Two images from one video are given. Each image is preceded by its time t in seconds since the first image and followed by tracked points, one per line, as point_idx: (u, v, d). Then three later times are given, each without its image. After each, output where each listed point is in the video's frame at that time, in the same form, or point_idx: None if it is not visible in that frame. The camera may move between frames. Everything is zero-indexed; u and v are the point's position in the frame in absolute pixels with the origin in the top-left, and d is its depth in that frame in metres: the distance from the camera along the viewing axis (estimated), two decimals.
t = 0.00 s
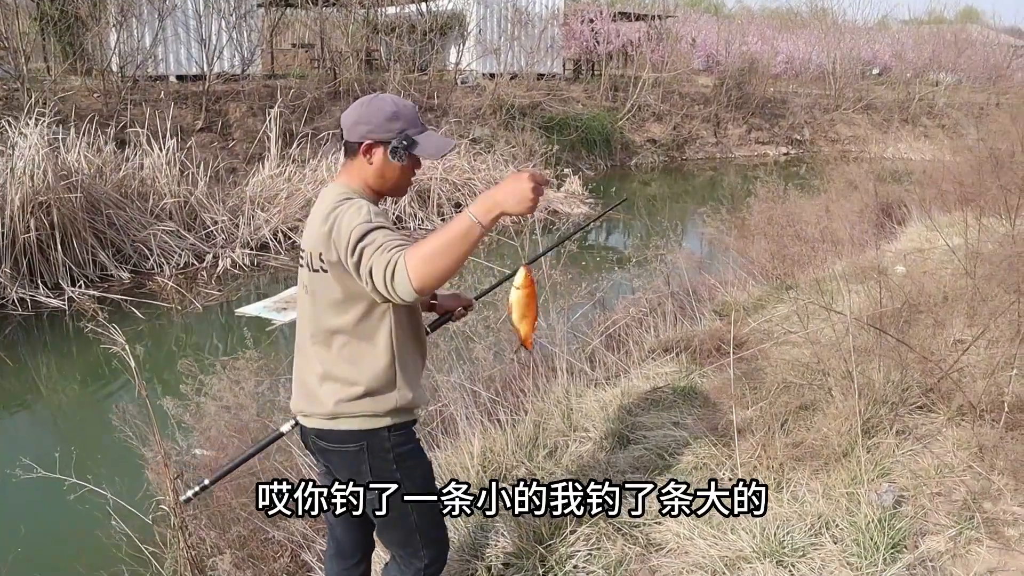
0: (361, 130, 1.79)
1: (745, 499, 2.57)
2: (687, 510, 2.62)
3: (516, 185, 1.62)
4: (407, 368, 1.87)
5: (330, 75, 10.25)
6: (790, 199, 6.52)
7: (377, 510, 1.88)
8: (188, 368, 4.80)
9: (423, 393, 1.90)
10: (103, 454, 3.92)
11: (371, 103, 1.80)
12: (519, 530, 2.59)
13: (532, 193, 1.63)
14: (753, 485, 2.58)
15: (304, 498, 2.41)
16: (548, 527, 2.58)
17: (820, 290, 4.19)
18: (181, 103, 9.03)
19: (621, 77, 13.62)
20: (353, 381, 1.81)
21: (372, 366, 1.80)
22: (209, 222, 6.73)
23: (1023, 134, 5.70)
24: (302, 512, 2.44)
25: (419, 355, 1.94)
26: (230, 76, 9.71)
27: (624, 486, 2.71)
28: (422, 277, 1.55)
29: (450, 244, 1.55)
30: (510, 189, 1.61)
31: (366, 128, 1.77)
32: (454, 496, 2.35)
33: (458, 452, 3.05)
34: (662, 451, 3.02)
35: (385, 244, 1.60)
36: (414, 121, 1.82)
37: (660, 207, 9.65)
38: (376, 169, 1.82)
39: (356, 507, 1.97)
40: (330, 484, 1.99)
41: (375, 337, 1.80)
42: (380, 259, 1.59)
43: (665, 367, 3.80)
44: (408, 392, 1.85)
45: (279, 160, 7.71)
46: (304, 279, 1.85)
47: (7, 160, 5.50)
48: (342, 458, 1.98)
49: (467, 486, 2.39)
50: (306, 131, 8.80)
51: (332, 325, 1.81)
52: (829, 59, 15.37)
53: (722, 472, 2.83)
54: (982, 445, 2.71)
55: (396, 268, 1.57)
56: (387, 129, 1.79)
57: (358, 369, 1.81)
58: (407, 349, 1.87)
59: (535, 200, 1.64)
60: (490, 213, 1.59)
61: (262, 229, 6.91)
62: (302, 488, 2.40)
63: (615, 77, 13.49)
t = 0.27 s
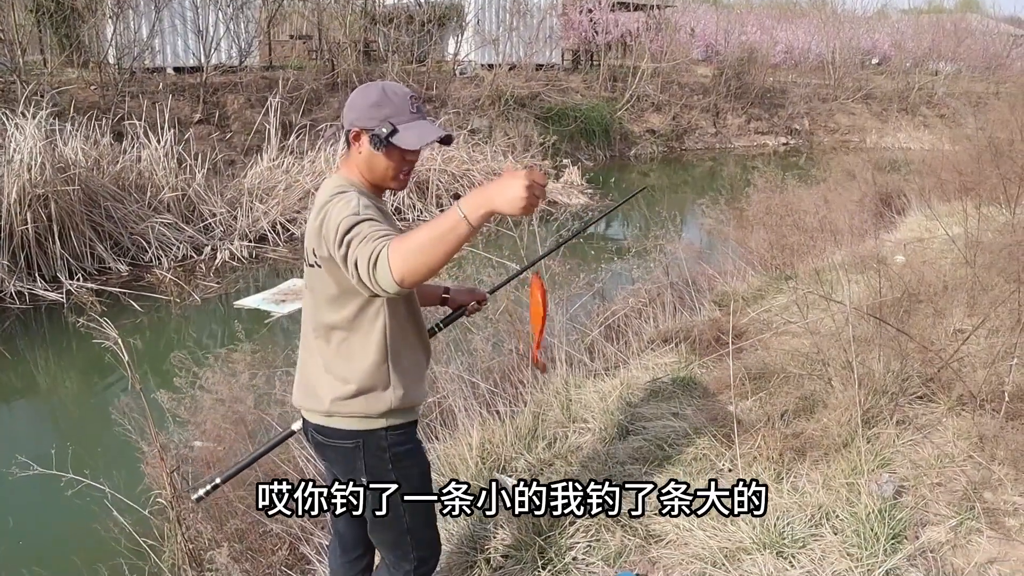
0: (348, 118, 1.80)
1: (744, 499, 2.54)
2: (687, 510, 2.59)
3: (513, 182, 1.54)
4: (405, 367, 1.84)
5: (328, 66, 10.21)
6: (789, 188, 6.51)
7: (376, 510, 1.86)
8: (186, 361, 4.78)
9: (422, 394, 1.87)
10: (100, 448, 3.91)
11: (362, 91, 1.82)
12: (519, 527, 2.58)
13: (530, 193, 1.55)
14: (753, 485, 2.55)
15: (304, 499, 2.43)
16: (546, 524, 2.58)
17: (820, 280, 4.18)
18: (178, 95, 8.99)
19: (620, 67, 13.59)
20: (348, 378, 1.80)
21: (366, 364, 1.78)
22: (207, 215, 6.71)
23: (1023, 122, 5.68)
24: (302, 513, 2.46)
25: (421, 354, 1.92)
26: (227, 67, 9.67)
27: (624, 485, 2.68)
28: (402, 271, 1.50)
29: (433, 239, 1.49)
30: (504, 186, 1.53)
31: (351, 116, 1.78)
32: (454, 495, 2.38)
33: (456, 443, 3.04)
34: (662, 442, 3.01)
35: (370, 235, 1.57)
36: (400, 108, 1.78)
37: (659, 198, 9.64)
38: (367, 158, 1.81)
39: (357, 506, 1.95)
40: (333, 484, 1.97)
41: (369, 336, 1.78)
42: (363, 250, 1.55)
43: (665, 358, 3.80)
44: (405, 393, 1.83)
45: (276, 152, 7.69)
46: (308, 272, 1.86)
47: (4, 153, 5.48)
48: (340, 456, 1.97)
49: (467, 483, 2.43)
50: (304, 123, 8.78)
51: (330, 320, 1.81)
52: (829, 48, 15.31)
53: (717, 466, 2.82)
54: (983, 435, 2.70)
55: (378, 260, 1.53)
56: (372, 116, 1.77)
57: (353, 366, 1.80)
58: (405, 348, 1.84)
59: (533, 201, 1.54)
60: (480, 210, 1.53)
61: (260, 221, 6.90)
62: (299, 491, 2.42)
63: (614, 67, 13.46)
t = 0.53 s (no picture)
0: (370, 114, 1.74)
1: (744, 499, 2.50)
2: (688, 511, 2.56)
3: (509, 191, 1.53)
4: (404, 372, 1.82)
5: (327, 59, 10.19)
6: (789, 180, 6.50)
7: (377, 510, 1.87)
8: (185, 356, 4.77)
9: (420, 400, 1.86)
10: (97, 444, 3.90)
11: (378, 83, 1.76)
12: (518, 525, 2.57)
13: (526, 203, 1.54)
14: (754, 485, 2.51)
15: (302, 497, 2.44)
16: (546, 521, 2.57)
17: (820, 273, 4.18)
18: (177, 89, 8.98)
19: (620, 59, 13.55)
20: (346, 381, 1.79)
21: (364, 368, 1.76)
22: (206, 209, 6.70)
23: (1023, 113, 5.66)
24: (301, 512, 2.48)
25: (423, 358, 1.90)
26: (226, 60, 9.65)
27: (623, 485, 2.66)
28: (396, 282, 1.47)
29: (429, 249, 1.47)
30: (501, 197, 1.52)
31: (376, 112, 1.73)
32: (451, 495, 2.39)
33: (455, 438, 3.04)
34: (661, 436, 3.01)
35: (366, 243, 1.54)
36: (423, 100, 1.77)
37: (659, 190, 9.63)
38: (387, 155, 1.79)
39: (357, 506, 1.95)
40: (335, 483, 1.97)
41: (367, 340, 1.76)
42: (358, 258, 1.53)
43: (664, 351, 3.79)
44: (403, 399, 1.81)
45: (276, 146, 7.68)
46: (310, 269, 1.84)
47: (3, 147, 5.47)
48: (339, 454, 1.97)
49: (465, 483, 2.43)
50: (303, 116, 8.76)
51: (329, 320, 1.79)
52: (829, 39, 15.23)
53: (715, 461, 2.82)
54: (984, 429, 2.70)
55: (372, 269, 1.51)
56: (396, 111, 1.74)
57: (351, 369, 1.78)
58: (405, 353, 1.82)
59: (529, 211, 1.54)
60: (476, 220, 1.51)
61: (259, 216, 6.90)
62: (298, 491, 2.44)
63: (614, 59, 13.43)
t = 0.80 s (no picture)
0: (388, 113, 1.72)
1: (744, 499, 2.50)
2: (688, 511, 2.56)
3: (512, 188, 1.53)
4: (404, 374, 1.81)
5: (330, 56, 10.19)
6: (793, 176, 6.47)
7: (377, 510, 1.86)
8: (189, 355, 4.77)
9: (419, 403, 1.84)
10: (99, 443, 3.90)
11: (393, 79, 1.73)
12: (519, 525, 2.57)
13: (530, 200, 1.54)
14: (753, 485, 2.51)
15: (302, 496, 2.45)
16: (547, 521, 2.58)
17: (825, 270, 4.16)
18: (181, 87, 8.99)
19: (624, 55, 13.51)
20: (346, 381, 1.78)
21: (363, 370, 1.75)
22: (210, 207, 6.71)
23: None
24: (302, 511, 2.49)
25: (425, 361, 1.88)
26: (230, 57, 9.66)
27: (624, 485, 2.66)
28: (401, 282, 1.45)
29: (433, 249, 1.45)
30: (506, 194, 1.52)
31: (395, 113, 1.71)
32: (452, 495, 2.39)
33: (457, 438, 3.03)
34: (665, 435, 3.01)
35: (369, 243, 1.53)
36: (438, 96, 1.77)
37: (663, 186, 9.61)
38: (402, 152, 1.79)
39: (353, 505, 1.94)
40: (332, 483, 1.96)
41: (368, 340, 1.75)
42: (362, 259, 1.51)
43: (668, 349, 3.78)
44: (401, 401, 1.80)
45: (280, 143, 7.68)
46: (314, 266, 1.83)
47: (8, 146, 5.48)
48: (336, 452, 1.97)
49: (466, 483, 2.43)
50: (306, 113, 8.76)
51: (331, 319, 1.79)
52: (834, 33, 15.11)
53: (719, 460, 2.81)
54: (991, 427, 2.68)
55: (376, 270, 1.49)
56: (413, 111, 1.73)
57: (352, 369, 1.77)
58: (405, 355, 1.81)
59: (532, 207, 1.54)
60: (481, 218, 1.50)
61: (263, 213, 6.90)
62: (298, 489, 2.44)
63: (618, 54, 13.39)
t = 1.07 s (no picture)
0: (381, 120, 1.73)
1: (744, 499, 2.52)
2: (688, 511, 2.58)
3: (503, 197, 1.49)
4: (399, 379, 1.80)
5: (333, 59, 10.20)
6: (795, 178, 6.46)
7: (376, 510, 1.85)
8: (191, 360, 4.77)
9: (415, 409, 1.82)
10: (99, 448, 3.89)
11: (405, 92, 1.72)
12: (519, 530, 2.58)
13: (516, 199, 1.50)
14: (753, 485, 2.53)
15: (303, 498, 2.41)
16: (548, 524, 2.59)
17: (828, 274, 4.14)
18: (183, 91, 9.01)
19: (626, 57, 13.50)
20: (339, 382, 1.79)
21: (357, 373, 1.75)
22: (212, 210, 6.72)
23: None
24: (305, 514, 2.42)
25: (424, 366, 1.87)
26: (233, 61, 9.67)
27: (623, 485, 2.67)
28: (387, 286, 1.46)
29: (416, 252, 1.44)
30: (490, 192, 1.48)
31: (384, 120, 1.71)
32: (453, 496, 2.33)
33: (458, 443, 3.03)
34: (667, 440, 3.00)
35: (359, 245, 1.53)
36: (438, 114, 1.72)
37: (666, 188, 9.60)
38: (398, 162, 1.76)
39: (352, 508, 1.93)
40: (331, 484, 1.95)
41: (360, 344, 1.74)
42: (351, 262, 1.51)
43: (670, 353, 3.77)
44: (393, 407, 1.79)
45: (282, 147, 7.69)
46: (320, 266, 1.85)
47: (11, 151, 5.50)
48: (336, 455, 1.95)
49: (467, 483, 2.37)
50: (309, 117, 8.78)
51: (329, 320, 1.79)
52: (837, 34, 15.07)
53: (722, 466, 2.79)
54: (995, 432, 2.65)
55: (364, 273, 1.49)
56: (406, 123, 1.71)
57: (345, 372, 1.77)
58: (401, 361, 1.80)
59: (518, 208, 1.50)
60: (467, 220, 1.48)
61: (266, 217, 6.91)
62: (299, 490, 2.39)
63: (621, 57, 13.39)
